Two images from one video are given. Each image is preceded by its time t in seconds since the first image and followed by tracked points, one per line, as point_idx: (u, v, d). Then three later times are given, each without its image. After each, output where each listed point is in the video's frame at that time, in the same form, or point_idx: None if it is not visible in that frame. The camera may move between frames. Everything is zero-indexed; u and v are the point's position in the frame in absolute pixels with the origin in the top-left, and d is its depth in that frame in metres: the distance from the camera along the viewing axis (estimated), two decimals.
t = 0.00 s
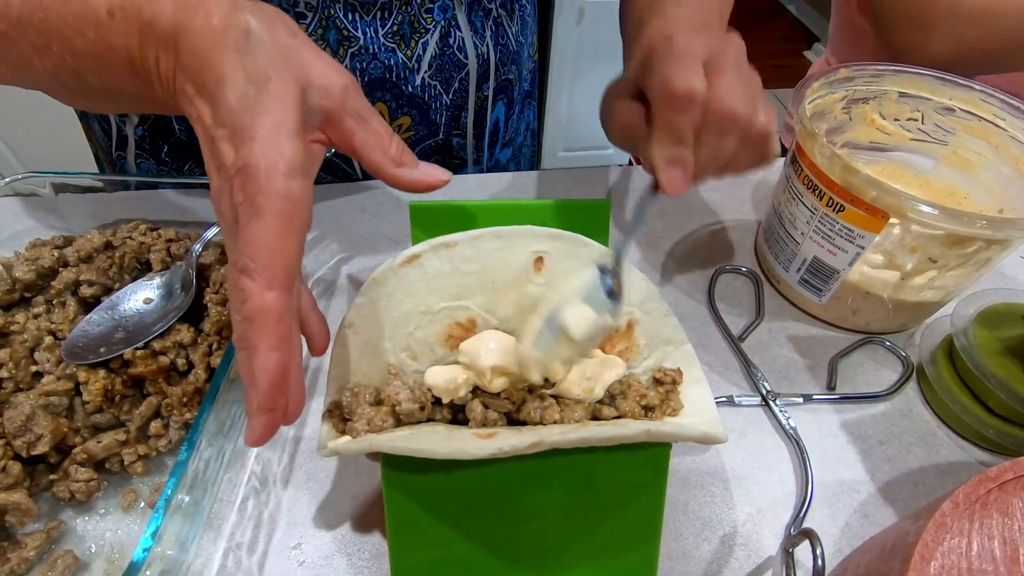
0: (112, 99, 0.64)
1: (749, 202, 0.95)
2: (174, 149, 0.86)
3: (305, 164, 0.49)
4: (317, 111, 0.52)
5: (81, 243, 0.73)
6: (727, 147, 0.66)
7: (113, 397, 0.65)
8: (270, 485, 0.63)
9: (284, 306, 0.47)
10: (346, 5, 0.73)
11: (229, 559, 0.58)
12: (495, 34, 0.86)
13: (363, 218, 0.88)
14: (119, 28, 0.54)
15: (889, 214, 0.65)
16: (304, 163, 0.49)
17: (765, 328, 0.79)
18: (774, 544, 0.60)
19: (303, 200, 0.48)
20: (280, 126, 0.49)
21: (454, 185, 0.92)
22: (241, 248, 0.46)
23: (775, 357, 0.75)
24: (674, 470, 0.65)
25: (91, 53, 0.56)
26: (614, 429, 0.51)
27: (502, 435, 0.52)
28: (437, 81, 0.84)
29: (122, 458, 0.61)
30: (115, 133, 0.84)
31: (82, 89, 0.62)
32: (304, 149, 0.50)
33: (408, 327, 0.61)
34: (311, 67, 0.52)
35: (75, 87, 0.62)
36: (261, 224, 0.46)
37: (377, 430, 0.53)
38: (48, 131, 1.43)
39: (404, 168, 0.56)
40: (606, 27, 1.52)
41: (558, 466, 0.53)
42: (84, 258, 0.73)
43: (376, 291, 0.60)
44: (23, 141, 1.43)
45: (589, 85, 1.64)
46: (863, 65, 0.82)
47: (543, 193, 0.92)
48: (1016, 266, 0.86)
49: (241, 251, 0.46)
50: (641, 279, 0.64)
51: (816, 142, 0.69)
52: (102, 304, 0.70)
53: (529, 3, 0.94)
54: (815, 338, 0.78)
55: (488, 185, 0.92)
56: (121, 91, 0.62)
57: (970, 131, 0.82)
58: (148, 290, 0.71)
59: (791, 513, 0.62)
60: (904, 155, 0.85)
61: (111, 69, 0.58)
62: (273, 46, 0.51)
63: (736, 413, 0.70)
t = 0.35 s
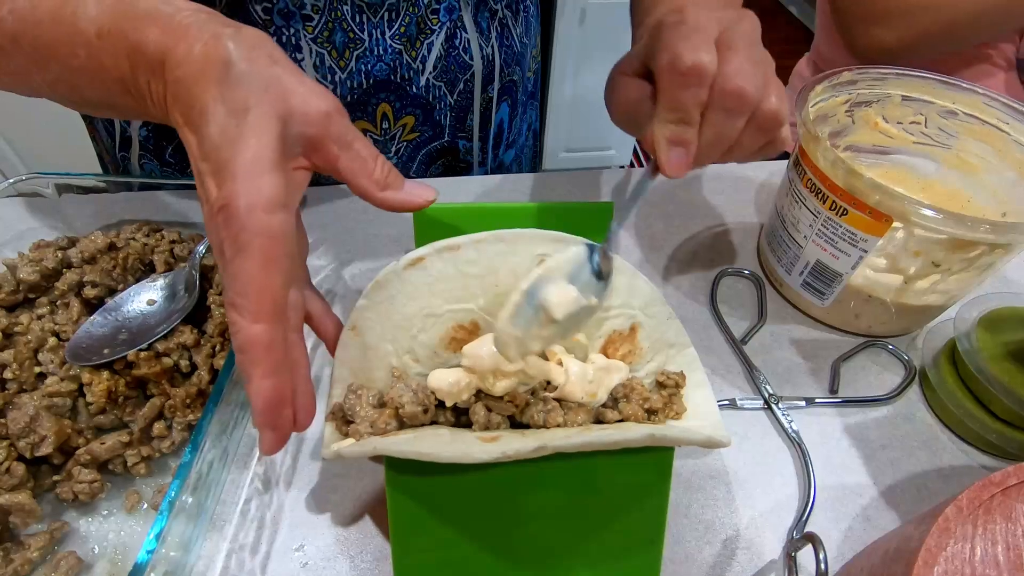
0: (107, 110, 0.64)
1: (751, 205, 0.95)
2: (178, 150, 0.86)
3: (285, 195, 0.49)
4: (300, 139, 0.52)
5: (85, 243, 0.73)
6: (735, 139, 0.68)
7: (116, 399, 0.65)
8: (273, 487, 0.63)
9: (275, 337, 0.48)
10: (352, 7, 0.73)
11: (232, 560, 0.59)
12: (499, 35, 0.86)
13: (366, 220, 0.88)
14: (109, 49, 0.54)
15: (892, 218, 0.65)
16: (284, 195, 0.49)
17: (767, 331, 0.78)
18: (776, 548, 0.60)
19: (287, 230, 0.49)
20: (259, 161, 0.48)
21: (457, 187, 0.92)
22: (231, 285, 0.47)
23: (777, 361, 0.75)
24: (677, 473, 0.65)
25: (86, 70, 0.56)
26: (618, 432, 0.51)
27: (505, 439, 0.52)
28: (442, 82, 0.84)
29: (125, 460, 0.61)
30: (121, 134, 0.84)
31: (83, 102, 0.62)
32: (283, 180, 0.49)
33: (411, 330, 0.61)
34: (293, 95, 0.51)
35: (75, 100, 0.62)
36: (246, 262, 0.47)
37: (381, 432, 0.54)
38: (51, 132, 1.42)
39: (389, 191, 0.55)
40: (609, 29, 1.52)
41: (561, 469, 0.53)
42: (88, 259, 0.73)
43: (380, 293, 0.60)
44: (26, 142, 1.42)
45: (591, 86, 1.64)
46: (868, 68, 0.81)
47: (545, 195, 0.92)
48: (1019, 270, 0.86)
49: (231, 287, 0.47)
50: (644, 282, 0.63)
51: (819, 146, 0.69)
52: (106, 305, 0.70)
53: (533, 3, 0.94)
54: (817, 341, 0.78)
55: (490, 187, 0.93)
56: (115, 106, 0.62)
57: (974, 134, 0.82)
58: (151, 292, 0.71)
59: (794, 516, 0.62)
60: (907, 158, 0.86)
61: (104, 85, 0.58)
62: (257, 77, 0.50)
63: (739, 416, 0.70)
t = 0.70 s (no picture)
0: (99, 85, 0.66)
1: (752, 207, 0.95)
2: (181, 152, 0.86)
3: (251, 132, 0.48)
4: (271, 81, 0.51)
5: (86, 245, 0.74)
6: (722, 46, 0.70)
7: (117, 400, 0.65)
8: (273, 489, 0.63)
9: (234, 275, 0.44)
10: (345, 10, 0.73)
11: (232, 562, 0.59)
12: (497, 39, 0.86)
13: (366, 222, 0.88)
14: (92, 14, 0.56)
15: (892, 222, 0.65)
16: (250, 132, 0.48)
17: (767, 334, 0.79)
18: (776, 551, 0.60)
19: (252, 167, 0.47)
20: (226, 95, 0.47)
21: (457, 189, 0.93)
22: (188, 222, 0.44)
23: (777, 364, 0.75)
24: (677, 476, 0.65)
25: (68, 42, 0.58)
26: (619, 436, 0.51)
27: (505, 442, 0.52)
28: (439, 86, 0.84)
29: (126, 462, 0.61)
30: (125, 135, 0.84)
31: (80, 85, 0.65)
32: (251, 116, 0.48)
33: (412, 333, 0.61)
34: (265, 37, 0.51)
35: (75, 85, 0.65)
36: (208, 194, 0.44)
37: (380, 435, 0.54)
38: (55, 135, 1.43)
39: (365, 137, 0.53)
40: (609, 31, 1.52)
41: (561, 473, 0.53)
42: (89, 261, 0.73)
43: (381, 296, 0.60)
44: (29, 144, 1.43)
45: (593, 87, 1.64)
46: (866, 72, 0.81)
47: (546, 198, 0.92)
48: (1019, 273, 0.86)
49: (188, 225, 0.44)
50: (644, 286, 0.64)
51: (819, 149, 0.69)
52: (107, 307, 0.71)
53: (533, 6, 0.94)
54: (817, 344, 0.78)
55: (491, 190, 0.93)
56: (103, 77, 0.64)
57: (974, 138, 0.81)
58: (152, 294, 0.71)
59: (794, 519, 0.62)
60: (907, 161, 0.87)
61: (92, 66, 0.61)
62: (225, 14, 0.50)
63: (739, 419, 0.70)
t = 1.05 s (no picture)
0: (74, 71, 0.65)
1: (752, 208, 0.95)
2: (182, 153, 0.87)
3: None
4: None
5: (87, 246, 0.74)
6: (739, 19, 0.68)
7: (117, 401, 0.65)
8: (274, 489, 0.63)
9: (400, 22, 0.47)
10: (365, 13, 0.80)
11: (232, 562, 0.59)
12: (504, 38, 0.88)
13: (366, 222, 0.88)
14: None
15: (892, 222, 0.65)
16: None
17: (767, 335, 0.79)
18: (776, 551, 0.60)
19: None
20: None
21: (457, 190, 0.93)
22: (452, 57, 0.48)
23: (777, 364, 0.75)
24: (677, 476, 0.65)
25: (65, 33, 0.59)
26: (619, 436, 0.52)
27: (505, 442, 0.52)
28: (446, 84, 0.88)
29: (126, 462, 0.61)
30: (126, 137, 0.85)
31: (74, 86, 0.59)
32: None
33: (412, 333, 0.61)
34: None
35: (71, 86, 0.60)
36: (446, 38, 0.47)
37: (380, 435, 0.54)
38: (55, 135, 1.43)
39: None
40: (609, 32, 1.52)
41: (560, 474, 0.53)
42: (89, 262, 0.74)
43: (382, 296, 0.60)
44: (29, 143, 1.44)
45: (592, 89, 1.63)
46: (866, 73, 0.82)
47: (546, 198, 0.92)
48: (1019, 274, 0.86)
49: (454, 118, 0.51)
50: (644, 286, 0.63)
51: (819, 149, 0.69)
52: (107, 308, 0.71)
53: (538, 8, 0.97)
54: (817, 345, 0.78)
55: (491, 191, 0.93)
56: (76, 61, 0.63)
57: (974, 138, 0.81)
58: (152, 294, 0.71)
59: (794, 520, 0.62)
60: (906, 161, 0.87)
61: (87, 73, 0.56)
62: None
63: (739, 419, 0.70)
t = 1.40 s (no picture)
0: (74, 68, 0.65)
1: (751, 207, 0.95)
2: (191, 150, 0.88)
3: None
4: None
5: (87, 248, 0.74)
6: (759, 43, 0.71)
7: (117, 402, 0.65)
8: (274, 490, 0.63)
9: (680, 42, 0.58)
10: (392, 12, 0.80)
11: (232, 563, 0.58)
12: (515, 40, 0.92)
13: (366, 223, 0.88)
14: None
15: (892, 222, 0.65)
16: None
17: (767, 335, 0.79)
18: (776, 551, 0.60)
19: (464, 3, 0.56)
20: None
21: (457, 191, 0.93)
22: (698, 73, 0.60)
23: (777, 364, 0.75)
24: (677, 476, 0.65)
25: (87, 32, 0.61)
26: (619, 436, 0.52)
27: (505, 442, 0.52)
28: (458, 83, 0.90)
29: (126, 463, 0.61)
30: (131, 137, 0.86)
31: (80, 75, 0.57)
32: None
33: (411, 333, 0.61)
34: None
35: (72, 74, 0.58)
36: (723, 63, 0.59)
37: (380, 436, 0.54)
38: (55, 137, 1.44)
39: None
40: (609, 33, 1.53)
41: (560, 474, 0.53)
42: (90, 262, 0.74)
43: (380, 297, 0.60)
44: (26, 141, 1.43)
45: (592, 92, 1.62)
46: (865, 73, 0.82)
47: (545, 198, 0.92)
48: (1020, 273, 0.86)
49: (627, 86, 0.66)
50: (644, 286, 0.63)
51: (818, 150, 0.69)
52: (108, 308, 0.71)
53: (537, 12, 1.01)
54: (817, 345, 0.78)
55: (490, 191, 0.93)
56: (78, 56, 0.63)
57: (974, 138, 0.81)
58: (152, 295, 0.71)
59: (795, 520, 0.62)
60: (905, 161, 0.87)
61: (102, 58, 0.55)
62: None
63: (739, 419, 0.70)
